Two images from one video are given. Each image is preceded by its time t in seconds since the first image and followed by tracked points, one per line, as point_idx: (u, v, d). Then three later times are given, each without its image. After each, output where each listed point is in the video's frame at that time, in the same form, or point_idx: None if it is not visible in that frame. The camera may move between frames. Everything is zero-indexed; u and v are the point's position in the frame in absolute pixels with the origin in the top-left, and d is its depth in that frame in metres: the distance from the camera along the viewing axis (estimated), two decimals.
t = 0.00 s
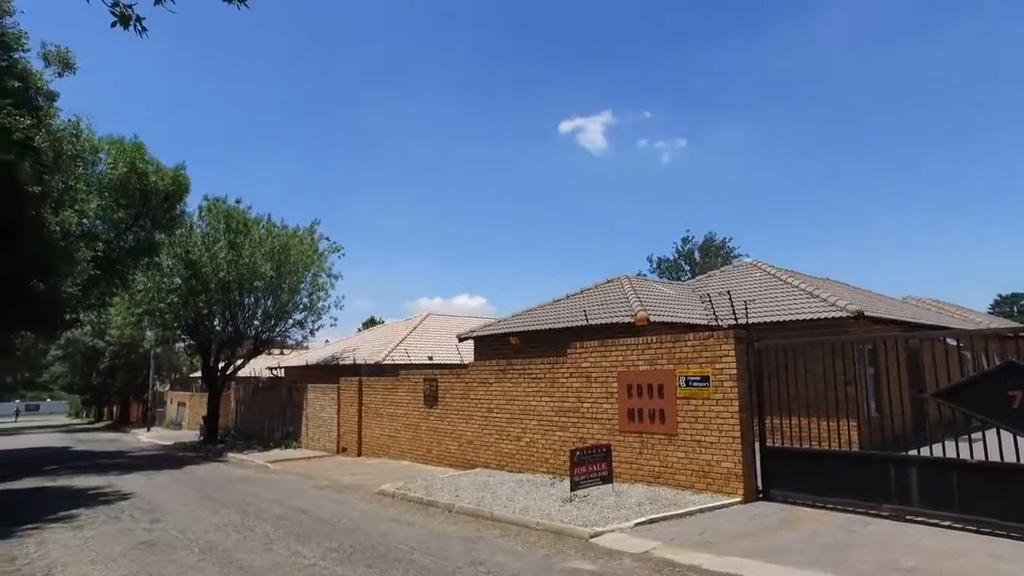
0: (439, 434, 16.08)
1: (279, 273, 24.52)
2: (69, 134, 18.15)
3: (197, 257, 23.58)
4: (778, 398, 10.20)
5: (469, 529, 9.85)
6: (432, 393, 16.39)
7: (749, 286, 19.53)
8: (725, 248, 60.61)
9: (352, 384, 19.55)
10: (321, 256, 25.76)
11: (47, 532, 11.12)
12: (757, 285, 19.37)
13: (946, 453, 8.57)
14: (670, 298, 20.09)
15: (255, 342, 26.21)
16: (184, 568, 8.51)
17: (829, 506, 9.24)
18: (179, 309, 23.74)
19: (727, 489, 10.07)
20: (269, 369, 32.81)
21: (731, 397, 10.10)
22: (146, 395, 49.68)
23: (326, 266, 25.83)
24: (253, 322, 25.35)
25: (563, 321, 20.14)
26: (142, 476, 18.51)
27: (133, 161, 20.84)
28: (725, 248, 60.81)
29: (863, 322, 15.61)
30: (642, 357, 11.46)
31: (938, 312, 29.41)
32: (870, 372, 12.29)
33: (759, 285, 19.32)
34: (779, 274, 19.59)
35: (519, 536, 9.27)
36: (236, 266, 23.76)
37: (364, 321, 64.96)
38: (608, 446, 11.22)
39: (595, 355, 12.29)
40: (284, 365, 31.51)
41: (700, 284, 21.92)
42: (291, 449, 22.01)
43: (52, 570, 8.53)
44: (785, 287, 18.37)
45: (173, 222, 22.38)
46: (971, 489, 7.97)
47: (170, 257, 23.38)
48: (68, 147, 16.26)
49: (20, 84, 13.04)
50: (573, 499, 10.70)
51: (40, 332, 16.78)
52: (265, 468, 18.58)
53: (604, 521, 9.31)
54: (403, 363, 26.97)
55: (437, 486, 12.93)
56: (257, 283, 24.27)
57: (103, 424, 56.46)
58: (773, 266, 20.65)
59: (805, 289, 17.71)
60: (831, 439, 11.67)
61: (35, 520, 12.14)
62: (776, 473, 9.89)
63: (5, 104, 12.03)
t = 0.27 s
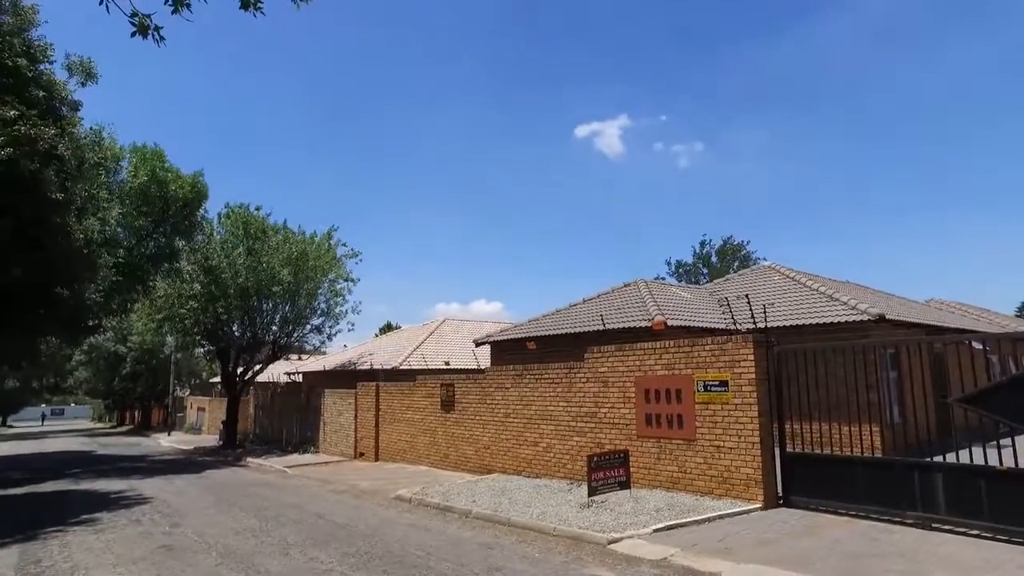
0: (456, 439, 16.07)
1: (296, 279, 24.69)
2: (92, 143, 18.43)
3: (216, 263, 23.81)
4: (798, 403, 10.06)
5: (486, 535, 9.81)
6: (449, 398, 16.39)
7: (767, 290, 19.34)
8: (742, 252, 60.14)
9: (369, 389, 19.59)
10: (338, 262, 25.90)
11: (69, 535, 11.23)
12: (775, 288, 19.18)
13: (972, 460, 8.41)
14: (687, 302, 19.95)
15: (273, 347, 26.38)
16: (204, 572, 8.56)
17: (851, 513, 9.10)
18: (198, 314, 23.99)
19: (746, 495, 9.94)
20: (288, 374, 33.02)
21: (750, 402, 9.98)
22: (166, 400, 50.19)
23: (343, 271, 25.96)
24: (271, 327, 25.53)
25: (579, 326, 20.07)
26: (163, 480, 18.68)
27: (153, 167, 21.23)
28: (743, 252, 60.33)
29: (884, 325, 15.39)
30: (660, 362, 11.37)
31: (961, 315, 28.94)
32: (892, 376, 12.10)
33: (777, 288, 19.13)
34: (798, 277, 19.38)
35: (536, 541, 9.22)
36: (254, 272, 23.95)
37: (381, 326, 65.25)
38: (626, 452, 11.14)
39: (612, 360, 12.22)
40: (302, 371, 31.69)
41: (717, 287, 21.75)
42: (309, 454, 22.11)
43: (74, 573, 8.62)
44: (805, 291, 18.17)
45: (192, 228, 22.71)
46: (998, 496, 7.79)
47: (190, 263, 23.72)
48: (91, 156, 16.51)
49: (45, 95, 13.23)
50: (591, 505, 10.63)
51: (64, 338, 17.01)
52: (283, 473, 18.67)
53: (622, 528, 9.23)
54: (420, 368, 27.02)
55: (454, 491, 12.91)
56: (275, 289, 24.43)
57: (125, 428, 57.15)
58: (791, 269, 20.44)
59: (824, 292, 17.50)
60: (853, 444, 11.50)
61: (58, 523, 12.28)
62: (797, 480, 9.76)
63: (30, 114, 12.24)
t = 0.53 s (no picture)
0: (473, 446, 16.04)
1: (315, 286, 24.80)
2: (115, 153, 18.70)
3: (235, 271, 24.02)
4: (820, 410, 9.91)
5: (504, 542, 9.76)
6: (466, 405, 16.36)
7: (787, 295, 19.14)
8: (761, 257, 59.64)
9: (387, 396, 19.63)
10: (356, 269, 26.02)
11: (92, 540, 11.34)
12: (795, 293, 18.97)
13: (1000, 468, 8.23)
14: (705, 307, 19.79)
15: (292, 354, 26.54)
16: None
17: (876, 522, 8.93)
18: (218, 321, 24.21)
19: (768, 504, 9.80)
20: (306, 381, 33.20)
21: (771, 409, 9.85)
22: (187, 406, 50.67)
23: (361, 278, 26.05)
24: (289, 334, 25.69)
25: (597, 332, 19.98)
26: (184, 486, 18.83)
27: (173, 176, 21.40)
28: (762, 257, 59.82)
29: (907, 330, 15.14)
30: (678, 368, 11.27)
31: (986, 319, 28.43)
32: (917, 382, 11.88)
33: (797, 293, 18.91)
34: (818, 282, 19.16)
35: (555, 549, 9.14)
36: (273, 280, 24.11)
37: (399, 333, 65.54)
38: (645, 459, 11.03)
39: (630, 366, 12.13)
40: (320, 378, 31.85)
41: (736, 293, 21.56)
42: (327, 461, 22.17)
43: None
44: (825, 295, 17.95)
45: (212, 236, 22.82)
46: None
47: (210, 270, 24.00)
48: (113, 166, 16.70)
49: (71, 107, 13.45)
50: (610, 512, 10.54)
51: (87, 345, 17.23)
52: (302, 480, 18.74)
53: (642, 535, 9.13)
54: (437, 374, 27.05)
55: (472, 498, 12.87)
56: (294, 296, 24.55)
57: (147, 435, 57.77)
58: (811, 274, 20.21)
59: (845, 297, 17.27)
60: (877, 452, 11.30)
61: (81, 528, 12.40)
62: (820, 488, 9.60)
63: (57, 126, 12.45)
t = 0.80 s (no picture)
0: (490, 453, 15.98)
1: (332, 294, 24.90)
2: (136, 164, 18.94)
3: (254, 279, 24.20)
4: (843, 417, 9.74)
5: (521, 551, 9.68)
6: (483, 412, 16.32)
7: (807, 300, 18.92)
8: (779, 263, 59.12)
9: (404, 404, 19.64)
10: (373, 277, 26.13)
11: (112, 546, 11.42)
12: (815, 299, 18.74)
13: None
14: (724, 314, 19.61)
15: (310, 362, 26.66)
16: None
17: (902, 533, 8.74)
18: (237, 329, 24.39)
19: (789, 513, 9.64)
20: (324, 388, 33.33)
21: (791, 417, 9.69)
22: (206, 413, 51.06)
23: (378, 286, 26.14)
24: (307, 341, 25.82)
25: (614, 339, 19.86)
26: (203, 493, 18.95)
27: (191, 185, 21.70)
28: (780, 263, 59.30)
29: (931, 336, 14.89)
30: (697, 375, 11.15)
31: (1011, 325, 27.92)
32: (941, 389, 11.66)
33: (817, 298, 18.68)
34: (838, 287, 18.91)
35: (573, 558, 9.06)
36: (290, 288, 24.24)
37: (415, 340, 65.73)
38: (663, 467, 10.92)
39: (648, 373, 12.03)
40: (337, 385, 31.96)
41: (754, 298, 21.34)
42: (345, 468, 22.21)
43: None
44: (846, 301, 17.72)
45: (230, 244, 23.11)
46: None
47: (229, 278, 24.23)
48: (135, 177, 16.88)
49: (95, 119, 13.65)
50: (628, 521, 10.43)
51: (109, 352, 17.42)
52: (319, 487, 18.78)
53: (661, 545, 9.02)
54: (454, 382, 27.04)
55: (489, 506, 12.81)
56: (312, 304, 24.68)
57: (167, 441, 58.33)
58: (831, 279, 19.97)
59: (866, 302, 17.03)
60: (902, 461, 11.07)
61: (102, 533, 12.50)
62: (843, 497, 9.43)
63: (82, 139, 12.60)
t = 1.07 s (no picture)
0: (507, 463, 15.89)
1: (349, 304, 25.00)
2: (157, 176, 19.21)
3: (272, 289, 24.38)
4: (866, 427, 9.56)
5: (539, 562, 9.59)
6: (500, 422, 16.25)
7: (827, 308, 18.68)
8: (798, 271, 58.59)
9: (420, 413, 19.62)
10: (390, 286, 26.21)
11: (132, 554, 11.48)
12: (835, 306, 18.51)
13: None
14: (742, 322, 19.42)
15: (327, 372, 26.75)
16: None
17: (929, 546, 8.53)
18: (255, 339, 24.56)
19: (811, 524, 9.47)
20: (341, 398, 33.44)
21: (813, 426, 9.54)
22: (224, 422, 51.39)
23: (395, 296, 26.20)
24: (324, 351, 25.93)
25: (631, 348, 19.73)
26: (221, 502, 19.03)
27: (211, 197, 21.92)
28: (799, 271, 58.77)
29: (954, 344, 14.62)
30: (715, 383, 11.03)
31: None
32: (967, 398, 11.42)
33: (837, 306, 18.45)
34: (859, 294, 18.66)
35: (591, 569, 8.95)
36: (308, 298, 24.38)
37: (431, 350, 65.83)
38: (682, 477, 10.78)
39: (666, 382, 11.92)
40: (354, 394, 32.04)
41: (773, 306, 21.12)
42: (361, 478, 22.21)
43: None
44: (866, 308, 17.47)
45: (249, 254, 23.30)
46: None
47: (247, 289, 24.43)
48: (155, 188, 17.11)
49: (118, 132, 13.89)
50: (647, 532, 10.31)
51: (130, 362, 17.60)
52: (336, 496, 18.79)
53: (681, 556, 8.89)
54: (470, 391, 27.00)
55: (506, 516, 12.73)
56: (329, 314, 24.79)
57: (186, 450, 58.78)
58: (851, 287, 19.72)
59: (888, 310, 16.78)
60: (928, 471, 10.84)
61: (122, 542, 12.58)
62: (868, 508, 9.24)
63: (105, 151, 12.82)
